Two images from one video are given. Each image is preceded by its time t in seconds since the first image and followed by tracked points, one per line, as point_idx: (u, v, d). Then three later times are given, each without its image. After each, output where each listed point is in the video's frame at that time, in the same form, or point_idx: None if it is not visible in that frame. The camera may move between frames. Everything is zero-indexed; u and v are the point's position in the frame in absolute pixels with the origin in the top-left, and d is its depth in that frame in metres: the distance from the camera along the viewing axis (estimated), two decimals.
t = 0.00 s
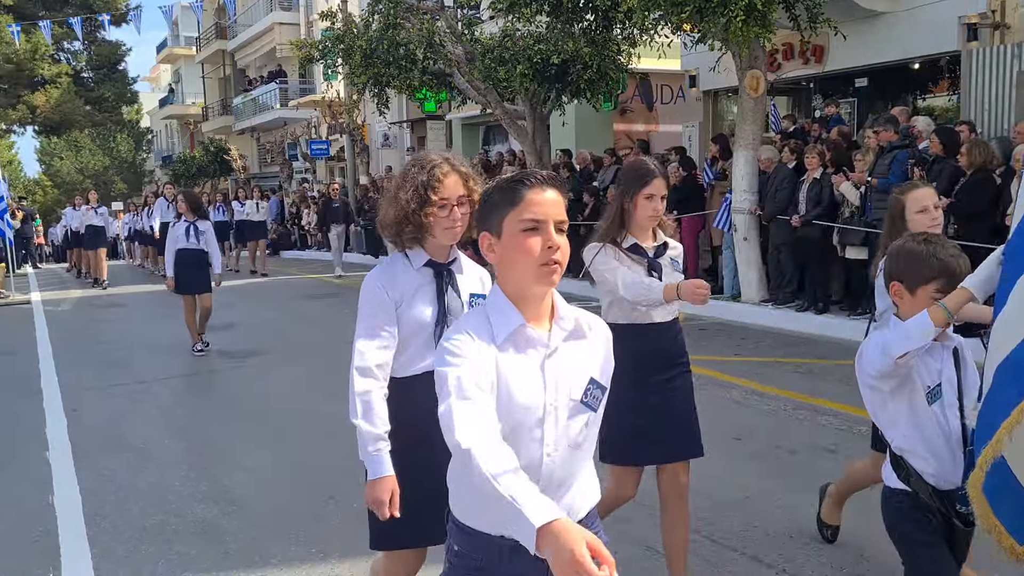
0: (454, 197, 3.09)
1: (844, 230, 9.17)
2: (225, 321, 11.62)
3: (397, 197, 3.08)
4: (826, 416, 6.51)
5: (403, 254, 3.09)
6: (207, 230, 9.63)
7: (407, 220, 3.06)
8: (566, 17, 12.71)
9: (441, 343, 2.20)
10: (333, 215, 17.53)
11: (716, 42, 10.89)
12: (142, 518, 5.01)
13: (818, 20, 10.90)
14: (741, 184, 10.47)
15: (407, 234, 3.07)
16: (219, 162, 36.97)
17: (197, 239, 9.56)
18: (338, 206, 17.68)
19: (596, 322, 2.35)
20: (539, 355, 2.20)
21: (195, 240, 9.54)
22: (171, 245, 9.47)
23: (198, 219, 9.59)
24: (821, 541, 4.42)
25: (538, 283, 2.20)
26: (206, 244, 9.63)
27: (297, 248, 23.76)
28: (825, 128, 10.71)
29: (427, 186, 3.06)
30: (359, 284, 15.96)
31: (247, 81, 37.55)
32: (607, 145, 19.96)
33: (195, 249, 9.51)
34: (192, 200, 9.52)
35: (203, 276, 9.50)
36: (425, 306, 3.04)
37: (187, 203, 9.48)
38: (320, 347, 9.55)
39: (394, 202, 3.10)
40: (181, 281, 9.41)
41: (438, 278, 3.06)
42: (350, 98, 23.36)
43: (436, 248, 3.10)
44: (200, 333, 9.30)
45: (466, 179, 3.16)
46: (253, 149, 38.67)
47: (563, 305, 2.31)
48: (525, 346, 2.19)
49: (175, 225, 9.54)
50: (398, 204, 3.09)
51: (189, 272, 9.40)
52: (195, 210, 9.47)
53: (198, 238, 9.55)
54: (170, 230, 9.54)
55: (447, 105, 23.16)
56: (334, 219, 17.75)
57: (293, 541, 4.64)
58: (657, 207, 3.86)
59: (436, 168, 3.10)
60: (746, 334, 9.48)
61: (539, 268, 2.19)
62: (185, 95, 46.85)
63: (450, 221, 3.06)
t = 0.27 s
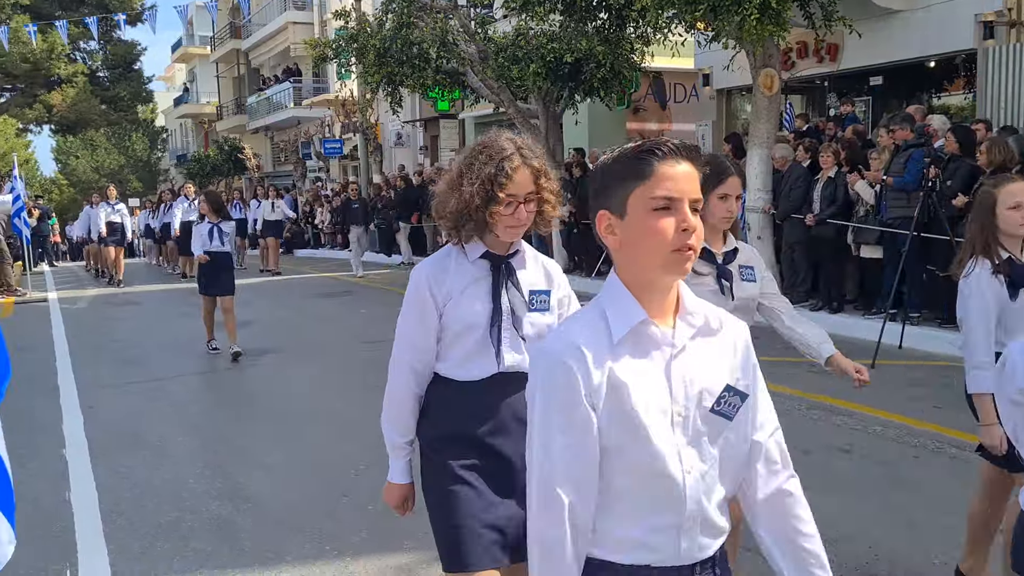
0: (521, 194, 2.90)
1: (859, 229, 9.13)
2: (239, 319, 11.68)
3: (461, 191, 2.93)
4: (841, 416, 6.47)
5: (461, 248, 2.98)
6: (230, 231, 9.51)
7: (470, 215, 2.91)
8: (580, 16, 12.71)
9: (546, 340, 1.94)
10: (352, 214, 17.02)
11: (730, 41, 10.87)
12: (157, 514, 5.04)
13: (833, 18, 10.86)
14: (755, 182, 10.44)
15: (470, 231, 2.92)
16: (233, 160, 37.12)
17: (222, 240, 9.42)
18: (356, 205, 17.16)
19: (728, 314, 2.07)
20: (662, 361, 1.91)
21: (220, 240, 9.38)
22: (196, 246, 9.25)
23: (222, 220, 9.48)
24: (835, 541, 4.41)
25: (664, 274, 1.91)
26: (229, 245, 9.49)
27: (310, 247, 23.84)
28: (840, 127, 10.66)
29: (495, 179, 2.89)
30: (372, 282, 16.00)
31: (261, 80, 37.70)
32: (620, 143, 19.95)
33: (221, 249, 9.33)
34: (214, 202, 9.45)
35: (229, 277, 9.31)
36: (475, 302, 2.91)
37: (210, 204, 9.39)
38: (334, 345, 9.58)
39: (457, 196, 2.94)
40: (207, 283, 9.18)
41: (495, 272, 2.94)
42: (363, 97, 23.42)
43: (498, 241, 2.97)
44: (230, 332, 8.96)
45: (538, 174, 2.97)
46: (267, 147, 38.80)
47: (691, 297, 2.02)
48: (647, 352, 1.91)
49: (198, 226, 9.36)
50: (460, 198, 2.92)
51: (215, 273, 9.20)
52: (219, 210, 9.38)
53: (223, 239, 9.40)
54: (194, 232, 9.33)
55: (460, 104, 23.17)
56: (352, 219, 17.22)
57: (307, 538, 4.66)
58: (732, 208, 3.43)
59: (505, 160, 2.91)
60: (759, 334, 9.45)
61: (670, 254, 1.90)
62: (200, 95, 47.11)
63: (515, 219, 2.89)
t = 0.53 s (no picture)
0: (572, 210, 2.65)
1: (871, 229, 9.10)
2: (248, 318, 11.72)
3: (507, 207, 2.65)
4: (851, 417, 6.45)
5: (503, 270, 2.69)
6: (249, 229, 9.11)
7: (516, 236, 2.64)
8: (590, 15, 12.69)
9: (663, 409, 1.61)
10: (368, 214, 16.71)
11: (740, 41, 10.84)
12: (167, 513, 5.06)
13: (843, 17, 10.81)
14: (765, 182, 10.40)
15: (516, 253, 2.64)
16: (243, 160, 37.23)
17: (239, 238, 9.03)
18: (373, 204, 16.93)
19: (881, 363, 1.72)
20: (814, 440, 1.58)
21: (236, 239, 9.01)
22: (210, 245, 8.94)
23: (240, 218, 9.10)
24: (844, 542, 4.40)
25: (815, 330, 1.56)
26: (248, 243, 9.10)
27: (320, 246, 23.88)
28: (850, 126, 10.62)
29: (542, 191, 2.63)
30: (381, 281, 16.01)
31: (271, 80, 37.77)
32: (630, 143, 19.93)
33: (236, 249, 8.96)
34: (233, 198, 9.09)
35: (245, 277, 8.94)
36: (519, 330, 2.63)
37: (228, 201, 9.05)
38: (343, 344, 9.60)
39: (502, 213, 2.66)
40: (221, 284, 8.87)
41: (539, 296, 2.65)
42: (373, 97, 23.44)
43: (544, 262, 2.69)
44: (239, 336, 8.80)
45: (591, 187, 2.70)
46: (276, 147, 38.91)
47: (844, 351, 1.67)
48: (792, 432, 1.57)
49: (216, 224, 9.05)
50: (506, 215, 2.65)
51: (230, 273, 8.85)
52: (237, 207, 9.02)
53: (240, 237, 9.02)
54: (210, 229, 9.02)
55: (469, 104, 23.18)
56: (368, 220, 16.98)
57: (316, 536, 4.68)
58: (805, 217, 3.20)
59: (556, 170, 2.65)
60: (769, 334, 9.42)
61: (824, 310, 1.54)
62: (211, 94, 47.26)
63: (564, 237, 2.62)
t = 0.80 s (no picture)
0: (643, 193, 2.31)
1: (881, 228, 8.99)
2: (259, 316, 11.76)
3: (567, 189, 2.31)
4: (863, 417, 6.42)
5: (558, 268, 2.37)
6: (264, 230, 9.14)
7: (577, 222, 2.31)
8: (601, 14, 12.66)
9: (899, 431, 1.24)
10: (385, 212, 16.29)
11: (751, 39, 10.81)
12: (178, 509, 5.08)
13: (856, 15, 10.76)
14: (776, 181, 10.38)
15: (576, 244, 2.31)
16: (254, 158, 37.35)
17: (253, 239, 9.05)
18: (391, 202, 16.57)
19: None
20: None
21: (250, 239, 9.03)
22: (226, 246, 9.02)
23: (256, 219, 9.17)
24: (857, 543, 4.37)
25: None
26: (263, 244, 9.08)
27: (330, 244, 23.94)
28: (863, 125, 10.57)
29: (608, 170, 2.29)
30: (391, 280, 16.03)
31: (283, 78, 37.86)
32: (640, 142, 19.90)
33: (250, 249, 8.97)
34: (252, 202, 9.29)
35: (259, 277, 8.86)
36: (584, 338, 2.30)
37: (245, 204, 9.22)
38: (354, 342, 9.63)
39: (562, 198, 2.33)
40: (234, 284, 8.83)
41: (609, 297, 2.33)
42: (383, 95, 23.46)
43: (607, 258, 2.38)
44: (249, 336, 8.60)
45: (664, 165, 2.37)
46: (287, 145, 39.02)
47: None
48: None
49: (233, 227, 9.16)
50: (566, 199, 2.31)
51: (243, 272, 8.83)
52: (252, 208, 9.16)
53: (254, 238, 9.04)
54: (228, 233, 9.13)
55: (480, 102, 23.19)
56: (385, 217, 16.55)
57: (326, 534, 4.68)
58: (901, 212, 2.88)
59: (622, 148, 2.30)
60: (781, 333, 9.39)
61: None
62: (222, 93, 47.47)
63: (634, 227, 2.29)
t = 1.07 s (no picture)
0: (782, 213, 1.87)
1: (895, 227, 9.01)
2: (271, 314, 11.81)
3: (690, 212, 1.86)
4: (876, 416, 6.39)
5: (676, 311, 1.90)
6: (283, 227, 8.80)
7: (702, 251, 1.85)
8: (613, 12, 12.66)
9: None
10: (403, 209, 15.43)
11: (764, 36, 10.78)
12: (191, 505, 5.11)
13: (869, 12, 10.71)
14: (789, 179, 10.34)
15: (701, 280, 1.85)
16: (266, 156, 37.50)
17: (271, 237, 8.73)
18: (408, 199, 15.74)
19: None
20: None
21: (269, 237, 8.72)
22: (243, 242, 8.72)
23: (274, 216, 8.82)
24: (870, 542, 4.35)
25: None
26: (281, 243, 8.78)
27: (342, 243, 23.99)
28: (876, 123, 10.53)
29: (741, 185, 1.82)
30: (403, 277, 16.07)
31: (295, 76, 37.96)
32: (652, 140, 19.86)
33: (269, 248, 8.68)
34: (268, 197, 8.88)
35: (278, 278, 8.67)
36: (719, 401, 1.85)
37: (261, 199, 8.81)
38: (366, 340, 9.65)
39: (684, 222, 1.87)
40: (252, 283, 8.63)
41: (742, 350, 1.87)
42: (395, 93, 23.49)
43: (738, 300, 1.91)
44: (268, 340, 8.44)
45: (805, 177, 1.92)
46: (299, 143, 39.15)
47: None
48: None
49: (250, 223, 8.80)
50: (689, 223, 1.86)
51: (261, 273, 8.61)
52: (270, 205, 8.78)
53: (272, 236, 8.72)
54: (245, 228, 8.79)
55: (492, 100, 23.21)
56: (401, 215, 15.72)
57: (337, 531, 4.70)
58: None
59: (755, 157, 1.84)
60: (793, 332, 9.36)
61: None
62: (234, 91, 47.66)
63: (774, 256, 1.85)
